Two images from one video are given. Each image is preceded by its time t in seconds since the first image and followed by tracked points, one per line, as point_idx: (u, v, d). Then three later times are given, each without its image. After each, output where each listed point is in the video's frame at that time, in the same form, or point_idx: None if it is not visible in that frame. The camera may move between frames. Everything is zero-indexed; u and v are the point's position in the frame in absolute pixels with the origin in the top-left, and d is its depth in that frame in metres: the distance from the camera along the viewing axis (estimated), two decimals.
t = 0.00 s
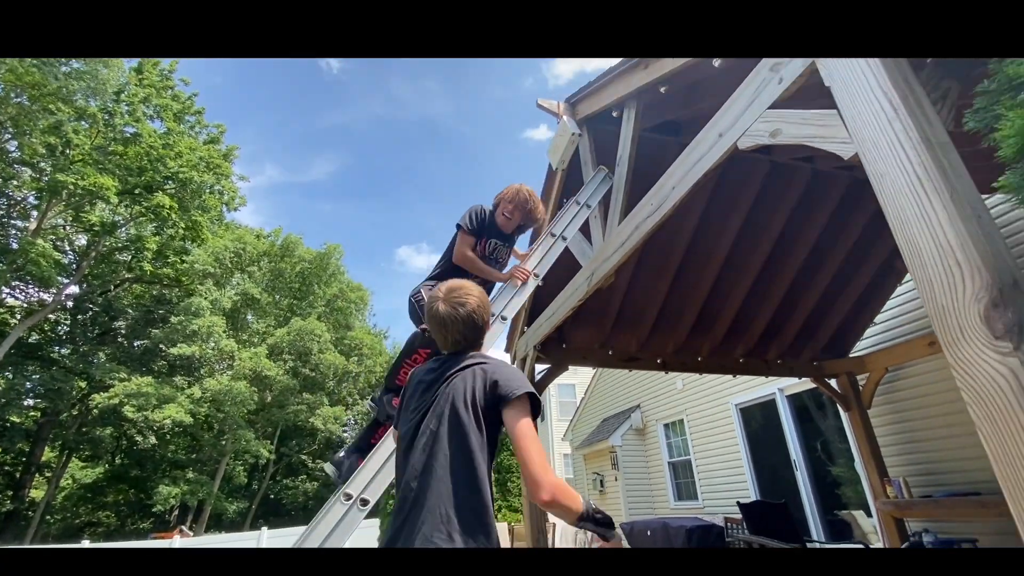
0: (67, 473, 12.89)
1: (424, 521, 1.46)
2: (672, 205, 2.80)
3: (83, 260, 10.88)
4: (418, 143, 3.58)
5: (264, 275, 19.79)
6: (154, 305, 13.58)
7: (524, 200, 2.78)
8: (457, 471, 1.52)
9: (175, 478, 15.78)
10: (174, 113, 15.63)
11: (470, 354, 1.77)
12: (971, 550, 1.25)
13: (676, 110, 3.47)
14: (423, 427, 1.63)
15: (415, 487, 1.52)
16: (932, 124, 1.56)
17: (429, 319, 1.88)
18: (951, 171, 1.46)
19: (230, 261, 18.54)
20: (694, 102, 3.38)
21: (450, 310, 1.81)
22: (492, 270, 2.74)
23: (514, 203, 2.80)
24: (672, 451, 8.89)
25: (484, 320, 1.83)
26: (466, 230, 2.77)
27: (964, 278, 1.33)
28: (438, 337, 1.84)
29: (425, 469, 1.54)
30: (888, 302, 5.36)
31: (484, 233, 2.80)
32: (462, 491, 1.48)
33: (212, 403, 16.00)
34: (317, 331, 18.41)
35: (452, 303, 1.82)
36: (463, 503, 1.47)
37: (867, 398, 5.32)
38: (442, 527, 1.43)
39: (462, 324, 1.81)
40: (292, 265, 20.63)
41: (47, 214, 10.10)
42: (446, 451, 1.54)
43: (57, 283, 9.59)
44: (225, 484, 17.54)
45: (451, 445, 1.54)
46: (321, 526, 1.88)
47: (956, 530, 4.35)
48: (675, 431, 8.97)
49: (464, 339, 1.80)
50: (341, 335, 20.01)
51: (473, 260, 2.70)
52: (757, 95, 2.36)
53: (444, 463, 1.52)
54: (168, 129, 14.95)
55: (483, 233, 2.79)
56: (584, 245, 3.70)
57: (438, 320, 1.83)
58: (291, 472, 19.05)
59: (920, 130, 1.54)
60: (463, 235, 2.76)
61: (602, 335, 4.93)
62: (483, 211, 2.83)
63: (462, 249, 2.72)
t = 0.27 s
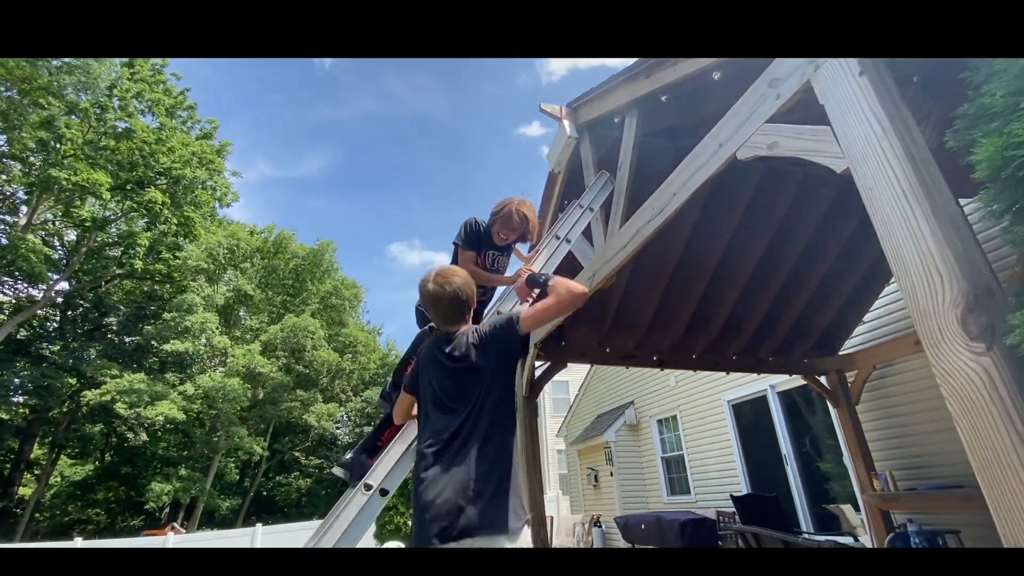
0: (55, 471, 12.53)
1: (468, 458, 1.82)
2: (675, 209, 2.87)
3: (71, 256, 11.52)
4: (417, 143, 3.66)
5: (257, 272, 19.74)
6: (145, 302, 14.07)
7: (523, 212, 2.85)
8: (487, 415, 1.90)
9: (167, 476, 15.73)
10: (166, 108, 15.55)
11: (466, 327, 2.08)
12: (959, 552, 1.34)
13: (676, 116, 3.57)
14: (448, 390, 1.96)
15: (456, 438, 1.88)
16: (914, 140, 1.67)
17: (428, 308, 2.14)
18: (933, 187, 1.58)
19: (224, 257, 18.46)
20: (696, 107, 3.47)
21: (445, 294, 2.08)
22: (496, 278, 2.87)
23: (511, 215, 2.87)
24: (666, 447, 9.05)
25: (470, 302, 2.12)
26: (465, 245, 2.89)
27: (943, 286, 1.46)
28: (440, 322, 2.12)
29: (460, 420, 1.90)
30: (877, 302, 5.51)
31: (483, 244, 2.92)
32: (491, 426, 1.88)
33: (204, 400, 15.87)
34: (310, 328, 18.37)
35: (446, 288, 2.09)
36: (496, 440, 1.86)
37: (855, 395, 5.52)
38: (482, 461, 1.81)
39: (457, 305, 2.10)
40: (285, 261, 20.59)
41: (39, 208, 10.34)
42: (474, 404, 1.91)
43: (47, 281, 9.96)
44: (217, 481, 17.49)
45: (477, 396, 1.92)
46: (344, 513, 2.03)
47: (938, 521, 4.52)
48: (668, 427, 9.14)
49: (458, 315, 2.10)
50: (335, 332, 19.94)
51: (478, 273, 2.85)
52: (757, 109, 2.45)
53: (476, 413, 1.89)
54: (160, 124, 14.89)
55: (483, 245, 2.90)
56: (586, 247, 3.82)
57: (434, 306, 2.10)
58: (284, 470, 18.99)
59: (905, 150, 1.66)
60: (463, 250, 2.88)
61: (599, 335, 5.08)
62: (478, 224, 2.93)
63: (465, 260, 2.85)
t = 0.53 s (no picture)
0: (60, 457, 13.85)
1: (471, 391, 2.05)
2: (674, 213, 2.97)
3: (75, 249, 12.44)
4: (420, 139, 3.74)
5: (260, 264, 19.85)
6: (148, 293, 14.73)
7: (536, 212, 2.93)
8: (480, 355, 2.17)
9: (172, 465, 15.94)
10: (170, 100, 15.61)
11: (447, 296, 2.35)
12: (953, 552, 1.34)
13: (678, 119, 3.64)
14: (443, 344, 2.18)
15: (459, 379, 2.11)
16: (899, 153, 1.76)
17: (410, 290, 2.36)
18: (915, 200, 1.66)
19: (228, 249, 18.58)
20: (698, 113, 3.53)
21: (425, 274, 2.33)
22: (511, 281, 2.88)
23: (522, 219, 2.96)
24: (665, 441, 9.16)
25: (450, 282, 2.38)
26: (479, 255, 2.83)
27: (921, 294, 1.56)
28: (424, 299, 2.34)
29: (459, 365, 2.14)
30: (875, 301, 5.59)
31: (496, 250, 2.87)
32: (490, 364, 2.14)
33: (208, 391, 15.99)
34: (314, 321, 18.50)
35: (427, 265, 2.35)
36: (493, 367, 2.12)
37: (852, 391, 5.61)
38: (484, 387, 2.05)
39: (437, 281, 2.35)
40: (288, 254, 20.68)
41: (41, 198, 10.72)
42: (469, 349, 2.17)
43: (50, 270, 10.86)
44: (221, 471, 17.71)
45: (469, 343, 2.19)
46: (358, 503, 2.10)
47: (932, 517, 4.62)
48: (668, 422, 9.25)
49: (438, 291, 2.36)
50: (338, 325, 20.03)
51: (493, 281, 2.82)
52: (753, 119, 2.53)
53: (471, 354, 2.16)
54: (164, 117, 14.95)
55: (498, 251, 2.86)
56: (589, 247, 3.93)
57: (420, 285, 2.33)
58: (287, 460, 19.17)
59: (889, 165, 1.74)
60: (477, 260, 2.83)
61: (600, 331, 5.20)
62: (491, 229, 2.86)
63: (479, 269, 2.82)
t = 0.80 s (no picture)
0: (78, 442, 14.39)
1: (469, 480, 1.91)
2: (679, 210, 3.00)
3: (94, 237, 12.73)
4: (429, 136, 3.78)
5: (272, 254, 20.10)
6: (164, 281, 15.02)
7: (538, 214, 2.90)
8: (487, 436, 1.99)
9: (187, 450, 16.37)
10: (184, 91, 15.81)
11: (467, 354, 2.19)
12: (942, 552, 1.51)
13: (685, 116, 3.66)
14: (447, 414, 2.03)
15: (459, 462, 1.95)
16: (895, 157, 1.84)
17: (432, 336, 2.22)
18: (909, 202, 1.74)
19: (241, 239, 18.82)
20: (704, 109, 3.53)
21: (445, 326, 2.19)
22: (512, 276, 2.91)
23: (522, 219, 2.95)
24: (671, 434, 9.22)
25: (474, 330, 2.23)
26: (481, 251, 2.82)
27: (911, 293, 1.65)
28: (443, 351, 2.21)
29: (461, 444, 1.98)
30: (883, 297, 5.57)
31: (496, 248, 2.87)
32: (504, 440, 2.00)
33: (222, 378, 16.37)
34: (324, 310, 18.68)
35: (449, 319, 2.19)
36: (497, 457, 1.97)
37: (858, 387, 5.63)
38: (484, 480, 1.90)
39: (457, 336, 2.19)
40: (300, 244, 20.86)
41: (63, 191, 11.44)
42: (476, 424, 1.99)
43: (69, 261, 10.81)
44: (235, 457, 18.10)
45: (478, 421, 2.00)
46: (371, 487, 2.22)
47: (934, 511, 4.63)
48: (674, 414, 9.30)
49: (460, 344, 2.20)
50: (349, 314, 20.17)
51: (496, 278, 2.83)
52: (755, 120, 2.57)
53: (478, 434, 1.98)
54: (178, 107, 15.15)
55: (497, 249, 2.86)
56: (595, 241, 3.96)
57: (439, 339, 2.19)
58: (299, 447, 19.45)
59: (884, 169, 1.82)
60: (478, 254, 2.82)
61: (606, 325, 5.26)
62: (491, 228, 2.89)
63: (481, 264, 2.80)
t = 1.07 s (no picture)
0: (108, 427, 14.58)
1: (482, 473, 1.91)
2: (694, 200, 3.01)
3: (118, 225, 12.45)
4: (442, 117, 3.83)
5: (290, 243, 20.45)
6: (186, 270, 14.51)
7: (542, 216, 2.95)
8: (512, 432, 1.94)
9: (209, 433, 16.92)
10: (203, 82, 16.04)
11: (529, 332, 2.15)
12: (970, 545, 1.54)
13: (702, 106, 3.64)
14: (485, 388, 2.07)
15: (483, 441, 1.99)
16: (912, 146, 1.85)
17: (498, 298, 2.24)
18: (923, 192, 1.76)
19: (259, 228, 19.12)
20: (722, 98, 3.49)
21: (519, 292, 2.19)
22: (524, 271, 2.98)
23: (530, 220, 2.96)
24: (685, 424, 9.25)
25: (544, 301, 2.21)
26: (488, 248, 2.85)
27: (924, 283, 1.66)
28: (506, 317, 2.22)
29: (488, 425, 1.99)
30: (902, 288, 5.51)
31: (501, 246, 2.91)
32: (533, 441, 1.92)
33: (242, 364, 16.86)
34: (341, 299, 18.93)
35: (515, 289, 2.19)
36: (519, 459, 1.89)
37: (875, 378, 5.59)
38: (495, 479, 1.87)
39: (525, 308, 2.18)
40: (317, 233, 21.05)
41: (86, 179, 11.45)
42: (506, 411, 1.97)
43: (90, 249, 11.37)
44: (254, 441, 18.61)
45: (512, 414, 1.95)
46: (392, 468, 2.30)
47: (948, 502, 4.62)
48: (688, 405, 9.31)
49: (529, 319, 2.19)
50: (364, 304, 20.44)
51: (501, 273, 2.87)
52: (772, 111, 2.57)
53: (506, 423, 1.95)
54: (197, 98, 15.40)
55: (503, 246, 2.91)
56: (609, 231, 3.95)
57: (506, 305, 2.20)
58: (316, 432, 19.88)
59: (900, 160, 1.83)
60: (485, 252, 2.85)
61: (621, 314, 5.28)
62: (496, 226, 2.92)
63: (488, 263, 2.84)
